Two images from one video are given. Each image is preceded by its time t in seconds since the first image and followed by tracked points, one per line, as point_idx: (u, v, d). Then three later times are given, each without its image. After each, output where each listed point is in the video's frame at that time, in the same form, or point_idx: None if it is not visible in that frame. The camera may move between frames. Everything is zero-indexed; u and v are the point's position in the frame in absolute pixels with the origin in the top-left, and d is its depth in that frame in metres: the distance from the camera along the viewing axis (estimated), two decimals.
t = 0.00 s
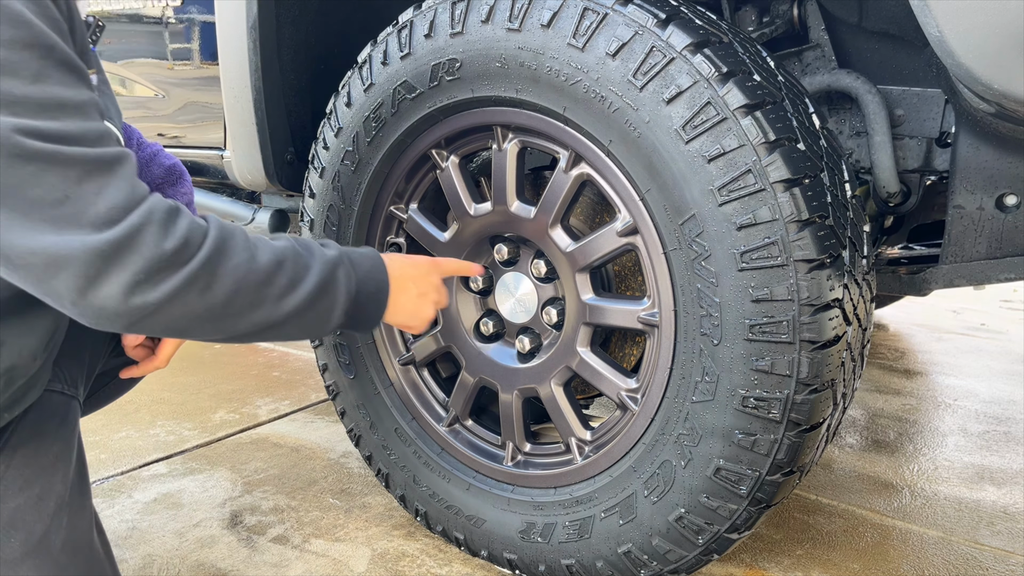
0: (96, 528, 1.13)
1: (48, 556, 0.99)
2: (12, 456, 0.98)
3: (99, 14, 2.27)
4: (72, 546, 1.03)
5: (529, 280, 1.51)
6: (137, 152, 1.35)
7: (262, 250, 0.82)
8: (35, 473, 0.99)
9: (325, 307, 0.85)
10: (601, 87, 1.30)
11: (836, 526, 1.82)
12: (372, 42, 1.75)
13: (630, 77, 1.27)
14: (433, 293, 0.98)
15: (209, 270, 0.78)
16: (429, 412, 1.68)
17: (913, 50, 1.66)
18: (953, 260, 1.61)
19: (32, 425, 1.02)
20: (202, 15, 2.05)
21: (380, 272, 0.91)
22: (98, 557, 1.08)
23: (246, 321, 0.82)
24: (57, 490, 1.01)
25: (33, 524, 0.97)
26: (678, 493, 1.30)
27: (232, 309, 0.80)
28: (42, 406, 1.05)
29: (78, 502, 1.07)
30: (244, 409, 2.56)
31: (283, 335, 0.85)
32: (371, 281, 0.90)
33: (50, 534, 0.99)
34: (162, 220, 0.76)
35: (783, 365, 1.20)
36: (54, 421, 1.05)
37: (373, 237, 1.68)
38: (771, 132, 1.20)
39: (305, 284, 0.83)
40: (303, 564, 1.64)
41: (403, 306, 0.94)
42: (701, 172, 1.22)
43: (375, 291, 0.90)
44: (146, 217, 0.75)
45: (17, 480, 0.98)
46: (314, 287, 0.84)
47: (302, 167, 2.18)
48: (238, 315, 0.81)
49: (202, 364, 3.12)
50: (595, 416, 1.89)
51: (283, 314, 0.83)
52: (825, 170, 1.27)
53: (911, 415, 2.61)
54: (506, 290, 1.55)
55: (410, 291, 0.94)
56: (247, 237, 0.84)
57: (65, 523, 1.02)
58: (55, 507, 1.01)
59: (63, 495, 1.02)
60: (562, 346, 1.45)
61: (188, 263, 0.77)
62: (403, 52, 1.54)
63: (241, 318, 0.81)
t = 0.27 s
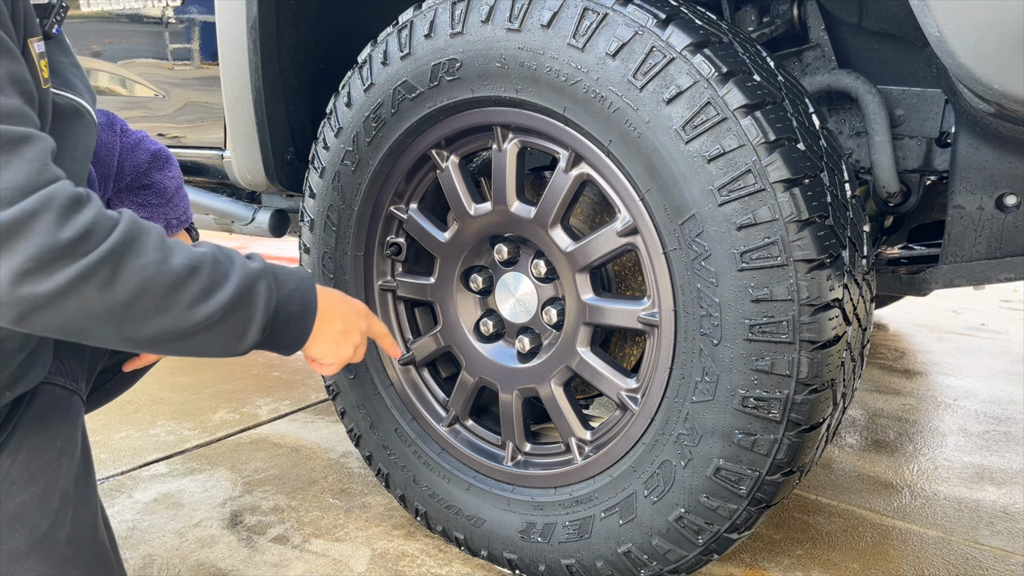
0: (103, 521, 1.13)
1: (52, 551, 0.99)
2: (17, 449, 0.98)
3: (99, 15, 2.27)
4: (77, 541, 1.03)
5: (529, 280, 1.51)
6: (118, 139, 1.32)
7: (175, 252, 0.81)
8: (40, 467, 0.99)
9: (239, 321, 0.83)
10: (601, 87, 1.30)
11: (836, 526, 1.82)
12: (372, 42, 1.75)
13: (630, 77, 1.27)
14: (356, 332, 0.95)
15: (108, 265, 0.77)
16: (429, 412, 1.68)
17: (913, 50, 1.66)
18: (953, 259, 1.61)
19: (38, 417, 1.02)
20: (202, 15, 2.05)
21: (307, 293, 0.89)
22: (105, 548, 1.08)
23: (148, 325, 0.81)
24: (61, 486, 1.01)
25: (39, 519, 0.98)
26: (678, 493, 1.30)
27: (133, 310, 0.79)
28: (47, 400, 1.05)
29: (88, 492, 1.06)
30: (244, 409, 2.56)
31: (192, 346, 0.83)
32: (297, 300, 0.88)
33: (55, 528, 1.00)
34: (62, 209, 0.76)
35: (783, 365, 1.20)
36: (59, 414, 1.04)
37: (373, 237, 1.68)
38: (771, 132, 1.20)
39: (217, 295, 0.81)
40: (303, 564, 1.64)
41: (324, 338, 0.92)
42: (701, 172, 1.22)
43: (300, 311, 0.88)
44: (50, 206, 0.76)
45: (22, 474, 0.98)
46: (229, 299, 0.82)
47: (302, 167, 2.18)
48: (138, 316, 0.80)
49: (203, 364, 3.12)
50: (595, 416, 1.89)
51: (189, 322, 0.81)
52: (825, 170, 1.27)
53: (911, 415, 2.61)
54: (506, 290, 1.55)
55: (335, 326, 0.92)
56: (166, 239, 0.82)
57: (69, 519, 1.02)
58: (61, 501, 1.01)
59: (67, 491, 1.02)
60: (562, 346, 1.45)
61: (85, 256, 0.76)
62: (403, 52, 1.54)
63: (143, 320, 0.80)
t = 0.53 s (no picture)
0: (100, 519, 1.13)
1: (49, 553, 0.99)
2: (13, 451, 0.98)
3: (99, 15, 2.27)
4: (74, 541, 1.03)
5: (529, 280, 1.51)
6: (103, 135, 1.31)
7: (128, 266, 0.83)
8: (36, 470, 1.00)
9: (191, 339, 0.88)
10: (601, 87, 1.30)
11: (836, 526, 1.82)
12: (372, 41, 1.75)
13: (630, 77, 1.27)
14: (316, 358, 1.06)
15: (55, 277, 0.79)
16: (429, 412, 1.68)
17: (913, 50, 1.66)
18: (953, 259, 1.61)
19: (32, 420, 1.02)
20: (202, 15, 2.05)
21: (267, 316, 0.94)
22: (104, 550, 1.08)
23: (94, 338, 0.83)
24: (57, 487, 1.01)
25: (35, 522, 0.99)
26: (678, 493, 1.30)
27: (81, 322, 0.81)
28: (41, 403, 1.04)
29: (84, 494, 1.06)
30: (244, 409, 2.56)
31: (140, 361, 0.87)
32: (256, 324, 0.93)
33: (53, 530, 1.00)
34: (10, 216, 0.77)
35: (783, 365, 1.20)
36: (52, 418, 1.04)
37: (373, 237, 1.68)
38: (771, 132, 1.20)
39: (170, 314, 0.85)
40: (303, 564, 1.64)
41: (285, 364, 1.01)
42: (702, 172, 1.22)
43: (258, 334, 0.93)
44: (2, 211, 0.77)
45: (17, 477, 0.98)
46: (183, 318, 0.86)
47: (302, 167, 2.18)
48: (86, 329, 0.82)
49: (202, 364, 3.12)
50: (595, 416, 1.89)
51: (141, 339, 0.84)
52: (825, 170, 1.27)
53: (911, 415, 2.61)
54: (506, 290, 1.55)
55: (295, 352, 1.02)
56: (120, 251, 0.84)
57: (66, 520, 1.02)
58: (57, 503, 1.01)
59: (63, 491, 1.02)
60: (562, 346, 1.45)
61: (35, 264, 0.78)
62: (403, 52, 1.54)
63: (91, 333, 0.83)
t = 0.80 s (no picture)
0: (94, 520, 1.13)
1: (44, 555, 0.99)
2: (7, 452, 0.97)
3: (99, 15, 2.27)
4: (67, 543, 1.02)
5: (529, 280, 1.51)
6: (95, 134, 1.30)
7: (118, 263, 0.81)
8: (29, 472, 0.99)
9: (182, 335, 0.85)
10: (601, 87, 1.30)
11: (836, 526, 1.82)
12: (373, 41, 1.75)
13: (630, 77, 1.27)
14: (306, 343, 1.00)
15: (44, 276, 0.76)
16: (429, 412, 1.68)
17: (913, 50, 1.66)
18: (953, 259, 1.61)
19: (26, 421, 1.01)
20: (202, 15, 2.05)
21: (251, 312, 0.92)
22: (99, 552, 1.08)
23: (84, 338, 0.80)
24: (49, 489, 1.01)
25: (29, 524, 0.98)
26: (678, 493, 1.30)
27: (69, 323, 0.79)
28: (34, 403, 1.04)
29: (77, 495, 1.06)
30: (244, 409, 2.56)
31: (130, 361, 0.83)
32: (241, 320, 0.91)
33: (47, 532, 1.00)
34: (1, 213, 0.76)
35: (783, 365, 1.20)
36: (46, 418, 1.04)
37: (373, 237, 1.68)
38: (771, 132, 1.20)
39: (159, 310, 0.82)
40: (303, 564, 1.64)
41: (274, 353, 0.96)
42: (701, 172, 1.22)
43: (243, 330, 0.91)
44: None
45: (11, 480, 0.97)
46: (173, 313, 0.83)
47: (302, 167, 2.18)
48: (74, 329, 0.79)
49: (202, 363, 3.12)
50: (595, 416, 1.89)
51: (132, 336, 0.81)
52: (825, 170, 1.27)
53: (911, 415, 2.61)
54: (506, 290, 1.55)
55: (282, 340, 0.96)
56: (107, 250, 0.82)
57: (60, 522, 1.02)
58: (51, 505, 1.01)
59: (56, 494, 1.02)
60: (562, 346, 1.45)
61: (25, 261, 0.76)
62: (403, 52, 1.54)
63: (79, 334, 0.80)
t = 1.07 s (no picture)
0: (93, 527, 1.13)
1: (42, 558, 0.98)
2: (4, 453, 0.99)
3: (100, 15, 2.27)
4: (66, 547, 1.01)
5: (529, 280, 1.51)
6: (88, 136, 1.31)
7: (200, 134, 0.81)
8: (25, 474, 1.00)
9: (279, 183, 0.84)
10: (601, 87, 1.30)
11: (836, 526, 1.82)
12: (373, 42, 1.75)
13: (630, 77, 1.27)
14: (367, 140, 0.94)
15: (147, 150, 0.75)
16: (429, 412, 1.68)
17: (913, 50, 1.66)
18: (953, 259, 1.61)
19: (21, 424, 1.03)
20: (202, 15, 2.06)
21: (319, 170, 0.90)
22: (98, 557, 1.07)
23: (198, 205, 0.78)
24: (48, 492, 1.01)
25: (27, 526, 0.98)
26: (678, 493, 1.30)
27: (178, 194, 0.77)
28: (30, 406, 1.07)
29: (76, 498, 1.06)
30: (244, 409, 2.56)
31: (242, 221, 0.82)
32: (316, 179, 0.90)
33: (45, 534, 0.99)
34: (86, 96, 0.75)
35: (783, 365, 1.20)
36: (43, 421, 1.06)
37: (373, 237, 1.68)
38: (771, 132, 1.20)
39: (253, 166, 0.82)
40: (303, 564, 1.64)
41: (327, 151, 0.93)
42: (701, 172, 1.22)
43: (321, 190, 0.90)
44: (72, 104, 0.73)
45: (7, 482, 0.98)
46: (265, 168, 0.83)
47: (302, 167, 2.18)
48: (186, 198, 0.78)
49: (202, 363, 3.12)
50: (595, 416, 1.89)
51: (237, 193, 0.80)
52: (825, 170, 1.27)
53: (911, 415, 2.61)
54: (506, 290, 1.55)
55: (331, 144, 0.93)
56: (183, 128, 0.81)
57: (59, 525, 1.02)
58: (48, 507, 1.01)
59: (54, 496, 1.02)
60: (562, 346, 1.45)
61: (123, 141, 0.75)
62: (403, 52, 1.54)
63: (188, 206, 0.78)
